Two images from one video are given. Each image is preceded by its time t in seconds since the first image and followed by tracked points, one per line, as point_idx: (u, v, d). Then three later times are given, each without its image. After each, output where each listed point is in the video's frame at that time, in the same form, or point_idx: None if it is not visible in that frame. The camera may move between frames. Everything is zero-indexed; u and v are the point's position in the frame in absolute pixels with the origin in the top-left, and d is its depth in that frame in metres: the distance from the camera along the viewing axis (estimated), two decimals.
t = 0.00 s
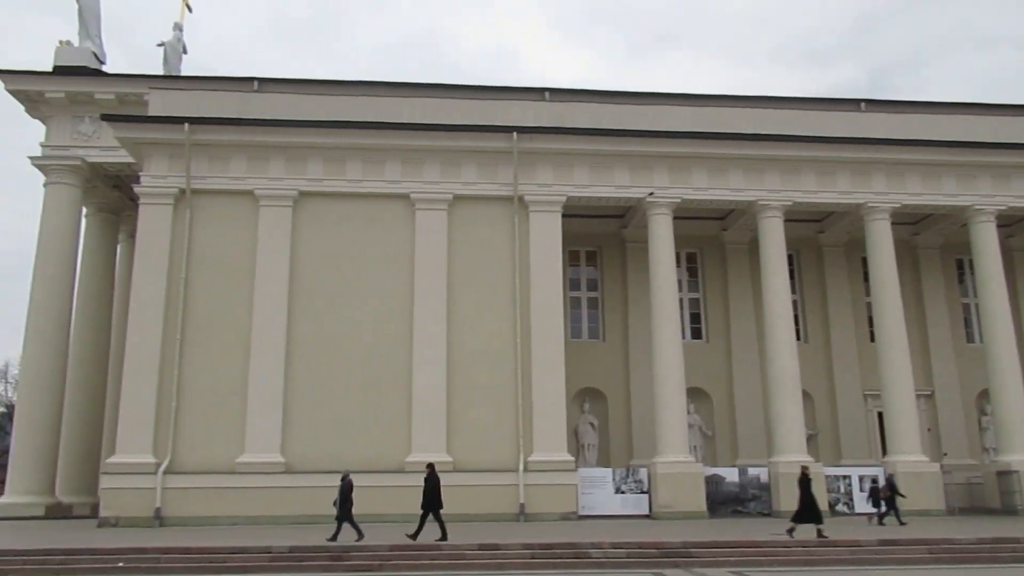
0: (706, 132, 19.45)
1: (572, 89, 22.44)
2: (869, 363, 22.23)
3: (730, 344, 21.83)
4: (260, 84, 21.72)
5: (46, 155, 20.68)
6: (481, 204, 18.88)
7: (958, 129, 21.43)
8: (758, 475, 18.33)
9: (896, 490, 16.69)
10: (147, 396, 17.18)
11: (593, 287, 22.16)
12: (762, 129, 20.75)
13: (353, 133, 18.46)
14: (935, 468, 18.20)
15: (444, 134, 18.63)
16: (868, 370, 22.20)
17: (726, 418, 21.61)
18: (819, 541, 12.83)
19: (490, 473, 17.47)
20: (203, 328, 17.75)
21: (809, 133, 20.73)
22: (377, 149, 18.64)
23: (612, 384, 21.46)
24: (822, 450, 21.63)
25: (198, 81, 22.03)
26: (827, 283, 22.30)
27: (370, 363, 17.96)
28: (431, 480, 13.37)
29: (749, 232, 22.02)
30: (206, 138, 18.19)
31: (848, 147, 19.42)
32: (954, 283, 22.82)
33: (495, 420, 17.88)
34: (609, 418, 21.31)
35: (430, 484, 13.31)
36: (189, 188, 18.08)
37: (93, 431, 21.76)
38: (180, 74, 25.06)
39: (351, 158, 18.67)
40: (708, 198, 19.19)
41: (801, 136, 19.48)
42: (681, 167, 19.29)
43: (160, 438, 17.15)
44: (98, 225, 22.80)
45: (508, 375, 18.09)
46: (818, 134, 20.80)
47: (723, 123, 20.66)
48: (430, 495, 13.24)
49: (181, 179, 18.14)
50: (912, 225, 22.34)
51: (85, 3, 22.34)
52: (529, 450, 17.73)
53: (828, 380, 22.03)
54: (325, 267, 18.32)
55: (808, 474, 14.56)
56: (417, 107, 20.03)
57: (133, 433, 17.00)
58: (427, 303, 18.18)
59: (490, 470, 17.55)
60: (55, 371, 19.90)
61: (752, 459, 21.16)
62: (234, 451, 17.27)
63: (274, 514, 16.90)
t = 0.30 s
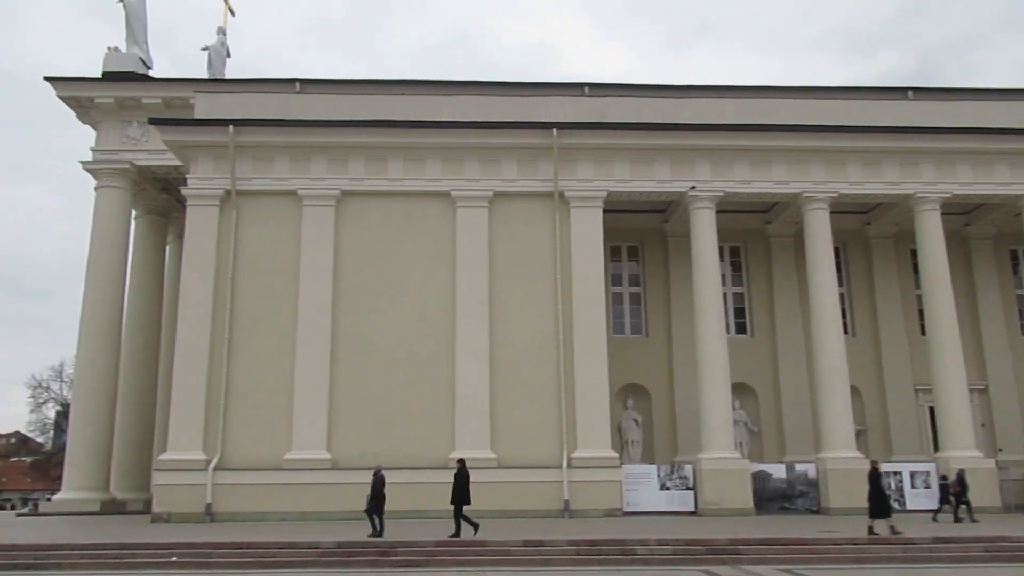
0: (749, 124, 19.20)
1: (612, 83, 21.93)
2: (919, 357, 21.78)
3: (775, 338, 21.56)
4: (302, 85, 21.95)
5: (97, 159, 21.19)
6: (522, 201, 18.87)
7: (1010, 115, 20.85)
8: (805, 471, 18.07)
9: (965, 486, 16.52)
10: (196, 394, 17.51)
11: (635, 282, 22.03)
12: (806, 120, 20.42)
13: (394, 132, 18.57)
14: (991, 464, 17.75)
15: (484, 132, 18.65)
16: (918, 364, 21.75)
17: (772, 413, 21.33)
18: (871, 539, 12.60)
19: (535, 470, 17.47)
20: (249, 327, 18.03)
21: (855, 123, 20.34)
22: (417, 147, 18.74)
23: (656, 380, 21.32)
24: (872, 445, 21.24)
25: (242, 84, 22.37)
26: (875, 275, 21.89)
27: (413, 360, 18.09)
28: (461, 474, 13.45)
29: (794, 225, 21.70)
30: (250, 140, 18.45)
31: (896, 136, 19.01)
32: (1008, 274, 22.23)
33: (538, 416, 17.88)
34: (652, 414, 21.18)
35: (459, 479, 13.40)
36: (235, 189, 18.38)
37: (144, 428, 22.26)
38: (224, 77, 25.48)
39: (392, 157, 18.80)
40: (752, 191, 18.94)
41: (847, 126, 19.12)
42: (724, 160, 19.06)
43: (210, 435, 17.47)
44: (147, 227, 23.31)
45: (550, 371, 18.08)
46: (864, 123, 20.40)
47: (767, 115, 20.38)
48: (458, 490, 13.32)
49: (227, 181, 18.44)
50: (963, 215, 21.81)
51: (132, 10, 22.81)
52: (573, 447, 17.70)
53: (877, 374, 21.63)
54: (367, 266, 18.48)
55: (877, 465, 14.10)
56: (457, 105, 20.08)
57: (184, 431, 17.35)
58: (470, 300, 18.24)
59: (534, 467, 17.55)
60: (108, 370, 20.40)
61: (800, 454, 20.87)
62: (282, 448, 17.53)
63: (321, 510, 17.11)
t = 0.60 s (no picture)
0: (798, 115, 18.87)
1: (658, 77, 21.71)
2: (979, 349, 21.20)
3: (828, 332, 21.18)
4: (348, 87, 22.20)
5: (152, 165, 21.72)
6: (569, 197, 18.82)
7: None
8: (861, 467, 17.70)
9: None
10: (251, 393, 17.85)
11: (683, 277, 21.83)
12: (857, 108, 20.01)
13: (439, 132, 18.67)
14: None
15: (529, 129, 18.65)
16: (978, 356, 21.18)
17: (826, 408, 20.97)
18: (931, 536, 12.31)
19: (584, 467, 17.44)
20: (301, 326, 18.32)
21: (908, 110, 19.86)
22: (463, 146, 18.82)
23: (706, 375, 21.11)
24: (930, 440, 20.75)
25: (290, 87, 22.72)
26: (932, 266, 21.36)
27: (461, 358, 18.20)
28: (498, 473, 13.52)
29: (846, 217, 21.29)
30: (299, 142, 18.72)
31: (951, 123, 18.52)
32: None
33: (588, 413, 17.84)
34: (703, 410, 20.98)
35: (496, 478, 13.45)
36: (285, 192, 18.68)
37: (201, 427, 22.78)
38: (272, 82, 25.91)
39: (438, 156, 18.91)
40: (802, 182, 18.62)
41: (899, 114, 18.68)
42: (772, 152, 18.78)
43: (264, 433, 17.81)
44: (201, 231, 23.83)
45: (599, 367, 18.02)
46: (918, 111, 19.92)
47: (816, 105, 20.02)
48: (497, 488, 13.34)
49: (277, 184, 18.75)
50: None
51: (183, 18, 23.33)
52: (622, 443, 17.62)
53: (935, 367, 21.11)
54: (415, 265, 18.63)
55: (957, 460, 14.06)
56: (501, 103, 20.11)
57: (239, 429, 17.71)
58: (517, 297, 18.27)
59: (584, 464, 17.52)
60: (166, 370, 20.94)
61: (855, 450, 20.48)
62: (334, 445, 17.78)
63: (373, 507, 17.31)
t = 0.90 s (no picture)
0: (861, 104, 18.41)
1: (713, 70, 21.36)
2: None
3: (896, 325, 20.62)
4: (404, 90, 22.44)
5: (216, 171, 22.28)
6: (626, 193, 18.69)
7: None
8: (933, 465, 17.19)
9: None
10: (314, 392, 18.18)
11: (744, 272, 21.49)
12: (924, 95, 19.44)
13: (495, 131, 18.73)
14: None
15: (584, 126, 18.58)
16: None
17: (895, 403, 20.42)
18: (1009, 535, 11.87)
19: (646, 464, 17.31)
20: (361, 326, 18.58)
21: (977, 95, 19.21)
22: (518, 145, 18.85)
23: (769, 371, 20.75)
24: (1007, 436, 20.03)
25: (347, 91, 23.06)
26: (1005, 256, 20.63)
27: (520, 356, 18.23)
28: (544, 472, 13.53)
29: (913, 207, 20.70)
30: (357, 145, 18.99)
31: None
32: None
33: (649, 410, 17.71)
34: (766, 407, 20.63)
35: (543, 477, 13.47)
36: (344, 194, 18.97)
37: (267, 426, 23.30)
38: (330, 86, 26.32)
39: (494, 155, 18.98)
40: (866, 173, 18.15)
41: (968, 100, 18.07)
42: (834, 142, 18.35)
43: (327, 431, 18.11)
44: (264, 234, 24.35)
45: (658, 364, 17.87)
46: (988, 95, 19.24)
47: (880, 93, 19.50)
48: (543, 486, 13.36)
49: (336, 186, 19.04)
50: None
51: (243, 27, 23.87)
52: (684, 441, 17.44)
53: (1010, 361, 20.37)
54: (474, 264, 18.73)
55: None
56: (556, 100, 20.08)
57: (304, 427, 18.05)
58: (575, 295, 18.22)
59: (645, 462, 17.39)
60: (232, 371, 21.47)
61: (926, 446, 19.90)
62: (396, 444, 17.99)
63: (435, 505, 17.46)
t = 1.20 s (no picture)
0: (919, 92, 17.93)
1: (766, 61, 21.11)
2: None
3: (958, 320, 20.05)
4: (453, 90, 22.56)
5: (270, 175, 22.68)
6: (677, 189, 18.51)
7: None
8: (1000, 464, 16.64)
9: None
10: (369, 392, 18.40)
11: (799, 267, 21.11)
12: (985, 82, 18.86)
13: (544, 129, 18.71)
14: None
15: (633, 122, 18.46)
16: None
17: (958, 400, 19.85)
18: None
19: (700, 463, 17.13)
20: (414, 326, 18.74)
21: None
22: (567, 143, 18.81)
23: (826, 368, 20.35)
24: None
25: (397, 93, 23.29)
26: None
27: (572, 354, 18.19)
28: (585, 469, 13.67)
29: (975, 198, 20.10)
30: (407, 146, 19.14)
31: None
32: None
33: (703, 408, 17.52)
34: (824, 405, 20.24)
35: (584, 472, 13.59)
36: (395, 195, 19.15)
37: (322, 426, 23.65)
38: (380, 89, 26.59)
39: (543, 154, 18.97)
40: (926, 163, 17.67)
41: None
42: (892, 133, 17.90)
43: (382, 430, 18.31)
44: (317, 236, 24.72)
45: (712, 362, 17.67)
46: None
47: (938, 81, 18.97)
48: (583, 480, 13.46)
49: (387, 188, 19.23)
50: None
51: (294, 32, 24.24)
52: (739, 439, 17.21)
53: None
54: (524, 263, 18.75)
55: None
56: (604, 97, 19.98)
57: (359, 427, 18.28)
58: (627, 292, 18.12)
59: (699, 461, 17.21)
60: (288, 371, 21.83)
61: (992, 444, 19.31)
62: (449, 442, 18.11)
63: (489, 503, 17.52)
